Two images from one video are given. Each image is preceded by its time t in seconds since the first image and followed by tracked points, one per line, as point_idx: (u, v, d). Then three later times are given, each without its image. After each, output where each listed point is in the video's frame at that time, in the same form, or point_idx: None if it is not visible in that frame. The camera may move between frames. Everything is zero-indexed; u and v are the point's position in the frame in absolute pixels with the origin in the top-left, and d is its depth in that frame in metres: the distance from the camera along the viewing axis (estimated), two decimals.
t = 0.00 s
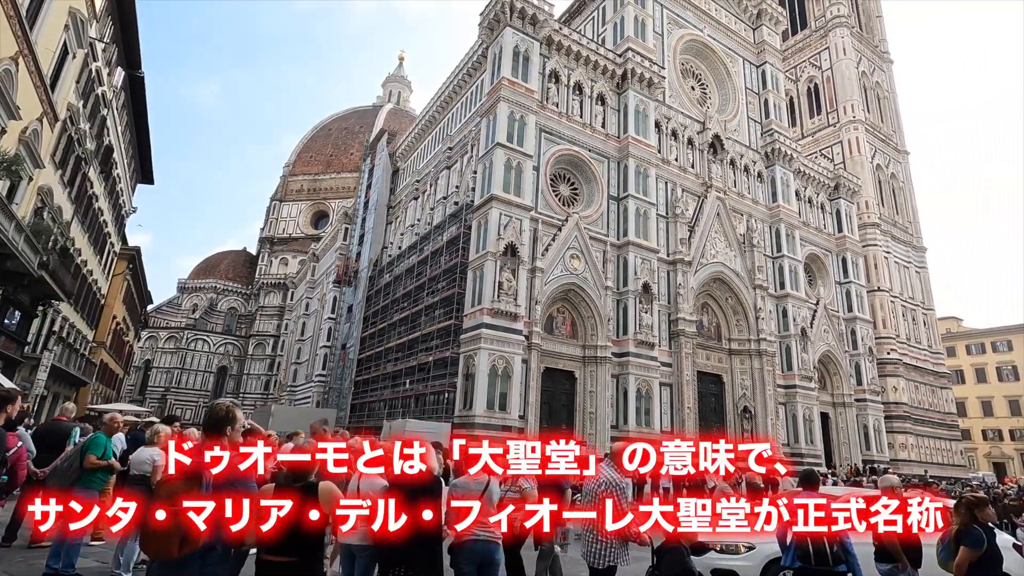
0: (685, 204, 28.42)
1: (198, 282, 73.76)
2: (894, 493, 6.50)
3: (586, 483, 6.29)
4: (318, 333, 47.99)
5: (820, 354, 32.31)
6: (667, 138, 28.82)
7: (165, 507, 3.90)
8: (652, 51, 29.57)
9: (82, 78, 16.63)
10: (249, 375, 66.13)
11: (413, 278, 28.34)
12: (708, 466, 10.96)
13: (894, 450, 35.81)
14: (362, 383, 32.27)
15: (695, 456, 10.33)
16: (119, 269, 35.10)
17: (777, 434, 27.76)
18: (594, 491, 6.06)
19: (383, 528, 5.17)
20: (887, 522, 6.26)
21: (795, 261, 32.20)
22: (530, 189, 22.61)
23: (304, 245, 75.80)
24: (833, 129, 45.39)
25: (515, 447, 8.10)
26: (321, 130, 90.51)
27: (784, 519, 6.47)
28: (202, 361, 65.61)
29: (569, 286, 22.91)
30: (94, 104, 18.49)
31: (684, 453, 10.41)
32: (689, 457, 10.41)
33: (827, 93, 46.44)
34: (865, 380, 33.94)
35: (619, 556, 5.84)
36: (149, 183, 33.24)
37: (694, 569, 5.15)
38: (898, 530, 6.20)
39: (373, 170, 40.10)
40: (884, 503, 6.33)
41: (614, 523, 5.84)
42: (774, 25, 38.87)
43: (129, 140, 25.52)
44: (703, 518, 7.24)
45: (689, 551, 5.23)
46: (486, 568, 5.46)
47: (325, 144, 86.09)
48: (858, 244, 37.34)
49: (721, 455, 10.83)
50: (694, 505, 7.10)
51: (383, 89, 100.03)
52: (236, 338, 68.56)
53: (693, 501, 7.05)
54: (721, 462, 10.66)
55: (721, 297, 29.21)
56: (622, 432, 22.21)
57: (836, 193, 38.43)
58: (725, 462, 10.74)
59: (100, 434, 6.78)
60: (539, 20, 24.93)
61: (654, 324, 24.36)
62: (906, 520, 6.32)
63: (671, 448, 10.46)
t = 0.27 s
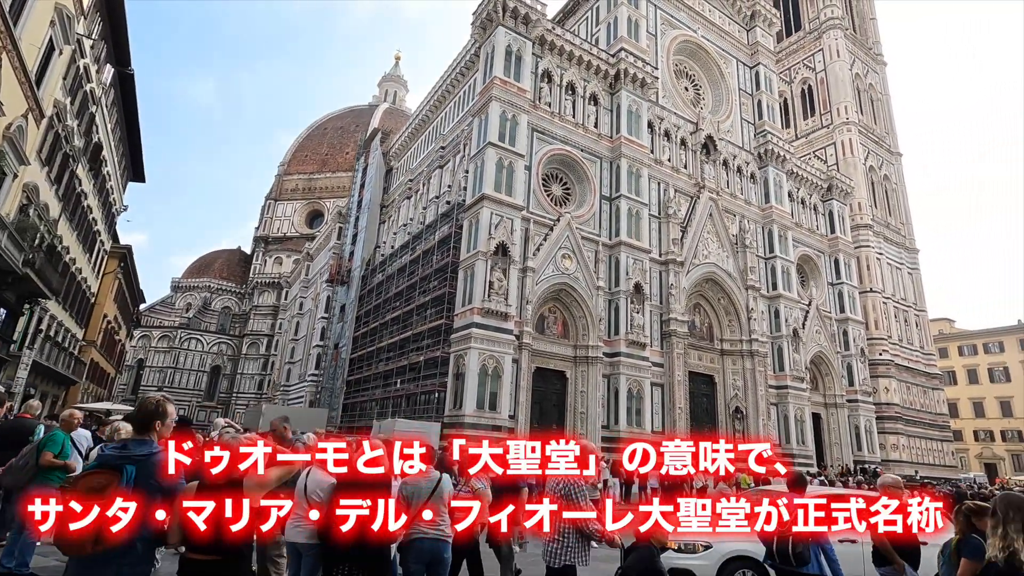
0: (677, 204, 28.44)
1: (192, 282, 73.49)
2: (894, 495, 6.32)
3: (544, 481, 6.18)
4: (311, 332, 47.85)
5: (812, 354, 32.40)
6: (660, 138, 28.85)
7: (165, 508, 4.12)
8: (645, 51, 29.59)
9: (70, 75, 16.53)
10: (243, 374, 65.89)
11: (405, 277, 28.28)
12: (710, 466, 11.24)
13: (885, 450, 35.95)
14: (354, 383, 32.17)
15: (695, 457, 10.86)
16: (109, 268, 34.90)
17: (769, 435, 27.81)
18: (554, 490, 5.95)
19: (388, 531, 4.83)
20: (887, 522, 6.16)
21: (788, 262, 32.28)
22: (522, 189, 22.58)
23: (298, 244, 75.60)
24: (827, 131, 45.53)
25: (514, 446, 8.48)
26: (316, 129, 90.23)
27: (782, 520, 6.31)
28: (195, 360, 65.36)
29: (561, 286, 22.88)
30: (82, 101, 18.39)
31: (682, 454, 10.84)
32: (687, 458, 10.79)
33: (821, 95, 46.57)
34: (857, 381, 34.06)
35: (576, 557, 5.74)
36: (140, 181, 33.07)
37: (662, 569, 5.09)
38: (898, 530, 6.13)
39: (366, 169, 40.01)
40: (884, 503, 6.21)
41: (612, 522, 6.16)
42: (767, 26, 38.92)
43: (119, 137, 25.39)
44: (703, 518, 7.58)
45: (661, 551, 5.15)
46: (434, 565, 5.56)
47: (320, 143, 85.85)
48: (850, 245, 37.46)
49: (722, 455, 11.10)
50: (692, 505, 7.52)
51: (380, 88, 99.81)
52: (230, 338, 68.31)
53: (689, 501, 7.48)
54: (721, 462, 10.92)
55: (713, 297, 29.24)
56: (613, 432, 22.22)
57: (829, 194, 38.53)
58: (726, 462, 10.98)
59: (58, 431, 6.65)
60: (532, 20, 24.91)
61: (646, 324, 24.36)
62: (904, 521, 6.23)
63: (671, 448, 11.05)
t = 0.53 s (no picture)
0: (672, 203, 28.45)
1: (187, 281, 73.31)
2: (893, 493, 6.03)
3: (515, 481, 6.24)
4: (307, 332, 47.78)
5: (806, 354, 32.45)
6: (654, 138, 28.85)
7: (166, 508, 4.03)
8: (639, 51, 29.60)
9: (60, 73, 16.48)
10: (239, 374, 65.74)
11: (399, 277, 28.25)
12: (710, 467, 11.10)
13: (880, 450, 36.02)
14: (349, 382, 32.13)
15: (696, 457, 10.87)
16: (104, 268, 34.82)
17: (763, 434, 27.84)
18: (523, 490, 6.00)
19: (385, 528, 5.61)
20: (887, 522, 5.72)
21: (782, 261, 32.32)
22: (516, 188, 22.56)
23: (295, 243, 75.49)
24: (822, 131, 45.60)
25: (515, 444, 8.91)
26: (313, 128, 90.05)
27: (781, 519, 6.14)
28: (191, 360, 65.19)
29: (554, 285, 22.87)
30: (73, 100, 18.34)
31: (682, 454, 10.93)
32: (688, 458, 10.83)
33: (816, 95, 46.63)
34: (851, 380, 34.12)
35: (544, 553, 5.71)
36: (134, 179, 33.00)
37: (636, 565, 5.09)
38: (899, 531, 5.66)
39: (361, 168, 39.98)
40: (883, 502, 5.80)
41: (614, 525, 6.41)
42: (763, 26, 38.96)
43: (112, 136, 25.31)
44: (703, 518, 7.64)
45: (635, 549, 5.15)
46: (390, 563, 5.78)
47: (317, 142, 85.68)
48: (845, 245, 37.52)
49: (722, 455, 10.91)
50: (691, 505, 7.63)
51: (377, 88, 99.66)
52: (227, 337, 68.16)
53: (689, 500, 7.67)
54: (722, 462, 10.69)
55: (707, 296, 29.25)
56: (607, 431, 22.21)
57: (824, 194, 38.59)
58: (726, 462, 10.77)
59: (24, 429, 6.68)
60: (526, 19, 24.90)
61: (640, 323, 24.37)
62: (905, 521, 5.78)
63: (671, 449, 11.10)
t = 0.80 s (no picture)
0: (666, 204, 28.45)
1: (184, 283, 73.20)
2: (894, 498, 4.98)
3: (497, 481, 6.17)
4: (304, 333, 47.70)
5: (802, 355, 32.47)
6: (649, 139, 28.87)
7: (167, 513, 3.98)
8: (634, 52, 29.63)
9: (51, 74, 16.44)
10: (236, 375, 65.63)
11: (394, 278, 28.21)
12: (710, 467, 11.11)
13: (876, 451, 36.04)
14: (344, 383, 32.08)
15: (696, 457, 10.76)
16: (99, 269, 34.75)
17: (758, 434, 27.84)
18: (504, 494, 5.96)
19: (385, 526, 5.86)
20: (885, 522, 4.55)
21: (778, 262, 32.34)
22: (510, 189, 22.55)
23: (292, 245, 75.41)
24: (818, 132, 45.67)
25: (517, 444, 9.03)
26: (310, 129, 89.99)
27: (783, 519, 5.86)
28: (188, 362, 65.08)
29: (549, 286, 22.85)
30: (65, 101, 18.30)
31: (682, 454, 10.81)
32: (687, 459, 10.72)
33: (812, 96, 46.69)
34: (847, 381, 34.15)
35: (528, 554, 5.71)
36: (129, 181, 32.93)
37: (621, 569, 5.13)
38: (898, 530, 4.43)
39: (357, 170, 39.94)
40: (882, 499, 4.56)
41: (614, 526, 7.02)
42: (758, 27, 38.98)
43: (105, 137, 25.24)
44: (703, 518, 7.53)
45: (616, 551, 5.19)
46: (349, 566, 5.23)
47: (314, 143, 85.62)
48: (841, 245, 37.57)
49: (722, 455, 10.81)
50: (692, 506, 7.55)
51: (374, 89, 99.64)
52: (223, 339, 68.01)
53: (689, 500, 7.62)
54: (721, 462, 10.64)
55: (703, 297, 29.25)
56: (601, 433, 22.20)
57: (820, 195, 38.63)
58: (726, 462, 10.69)
59: None
60: (520, 20, 24.91)
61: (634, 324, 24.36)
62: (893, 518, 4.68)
63: (672, 448, 11.03)
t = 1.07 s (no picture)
0: (661, 205, 28.44)
1: (181, 284, 73.03)
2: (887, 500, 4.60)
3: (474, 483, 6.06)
4: (299, 334, 47.62)
5: (797, 355, 32.49)
6: (644, 139, 28.87)
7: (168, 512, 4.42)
8: (629, 53, 29.65)
9: (42, 74, 16.42)
10: (232, 376, 65.46)
11: (388, 278, 28.17)
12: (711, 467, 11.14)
13: (871, 451, 36.06)
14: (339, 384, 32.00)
15: (695, 457, 10.91)
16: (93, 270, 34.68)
17: (753, 434, 27.84)
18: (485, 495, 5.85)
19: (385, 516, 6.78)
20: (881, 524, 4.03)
21: (773, 262, 32.36)
22: (503, 189, 22.54)
23: (289, 246, 75.30)
24: (814, 133, 45.74)
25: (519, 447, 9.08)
26: (307, 130, 89.90)
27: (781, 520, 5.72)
28: (184, 363, 64.90)
29: (542, 286, 22.82)
30: (57, 100, 18.26)
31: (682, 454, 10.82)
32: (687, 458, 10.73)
33: (808, 97, 46.75)
34: (842, 381, 34.17)
35: (506, 548, 5.70)
36: (123, 181, 32.87)
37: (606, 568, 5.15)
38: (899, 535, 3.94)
39: (353, 170, 39.89)
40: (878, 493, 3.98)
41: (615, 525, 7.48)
42: (753, 28, 39.02)
43: (98, 137, 25.18)
44: (703, 518, 7.52)
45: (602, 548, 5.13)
46: (301, 562, 5.15)
47: (311, 144, 85.52)
48: (836, 246, 37.62)
49: (723, 456, 10.87)
50: (692, 505, 7.54)
51: (372, 90, 99.59)
52: (220, 340, 67.82)
53: (689, 500, 7.61)
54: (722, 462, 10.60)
55: (698, 298, 29.24)
56: (595, 433, 22.17)
57: (815, 195, 38.67)
58: (726, 462, 10.76)
59: None
60: (514, 20, 24.91)
61: (629, 324, 24.35)
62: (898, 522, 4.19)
63: (672, 448, 11.18)
